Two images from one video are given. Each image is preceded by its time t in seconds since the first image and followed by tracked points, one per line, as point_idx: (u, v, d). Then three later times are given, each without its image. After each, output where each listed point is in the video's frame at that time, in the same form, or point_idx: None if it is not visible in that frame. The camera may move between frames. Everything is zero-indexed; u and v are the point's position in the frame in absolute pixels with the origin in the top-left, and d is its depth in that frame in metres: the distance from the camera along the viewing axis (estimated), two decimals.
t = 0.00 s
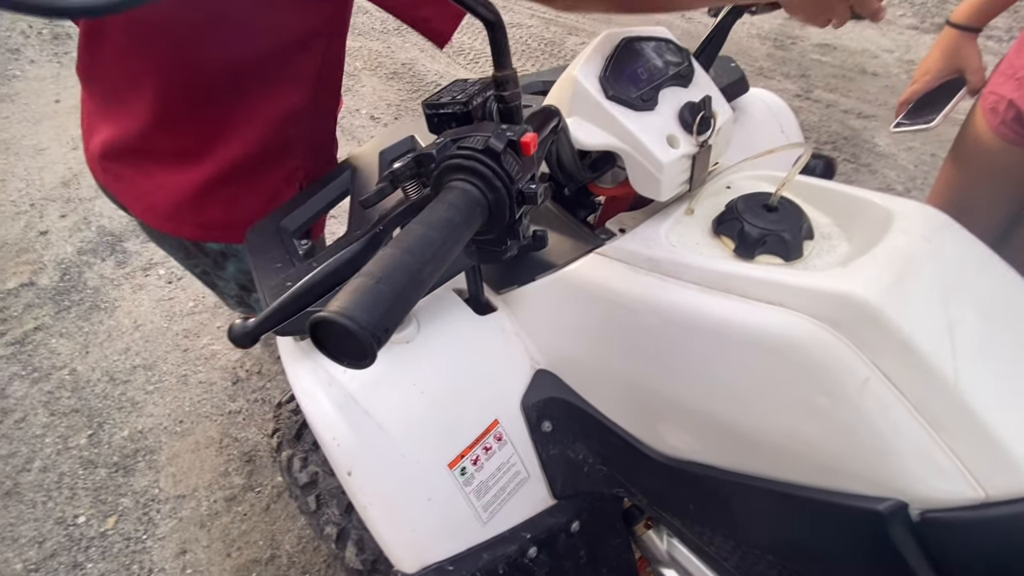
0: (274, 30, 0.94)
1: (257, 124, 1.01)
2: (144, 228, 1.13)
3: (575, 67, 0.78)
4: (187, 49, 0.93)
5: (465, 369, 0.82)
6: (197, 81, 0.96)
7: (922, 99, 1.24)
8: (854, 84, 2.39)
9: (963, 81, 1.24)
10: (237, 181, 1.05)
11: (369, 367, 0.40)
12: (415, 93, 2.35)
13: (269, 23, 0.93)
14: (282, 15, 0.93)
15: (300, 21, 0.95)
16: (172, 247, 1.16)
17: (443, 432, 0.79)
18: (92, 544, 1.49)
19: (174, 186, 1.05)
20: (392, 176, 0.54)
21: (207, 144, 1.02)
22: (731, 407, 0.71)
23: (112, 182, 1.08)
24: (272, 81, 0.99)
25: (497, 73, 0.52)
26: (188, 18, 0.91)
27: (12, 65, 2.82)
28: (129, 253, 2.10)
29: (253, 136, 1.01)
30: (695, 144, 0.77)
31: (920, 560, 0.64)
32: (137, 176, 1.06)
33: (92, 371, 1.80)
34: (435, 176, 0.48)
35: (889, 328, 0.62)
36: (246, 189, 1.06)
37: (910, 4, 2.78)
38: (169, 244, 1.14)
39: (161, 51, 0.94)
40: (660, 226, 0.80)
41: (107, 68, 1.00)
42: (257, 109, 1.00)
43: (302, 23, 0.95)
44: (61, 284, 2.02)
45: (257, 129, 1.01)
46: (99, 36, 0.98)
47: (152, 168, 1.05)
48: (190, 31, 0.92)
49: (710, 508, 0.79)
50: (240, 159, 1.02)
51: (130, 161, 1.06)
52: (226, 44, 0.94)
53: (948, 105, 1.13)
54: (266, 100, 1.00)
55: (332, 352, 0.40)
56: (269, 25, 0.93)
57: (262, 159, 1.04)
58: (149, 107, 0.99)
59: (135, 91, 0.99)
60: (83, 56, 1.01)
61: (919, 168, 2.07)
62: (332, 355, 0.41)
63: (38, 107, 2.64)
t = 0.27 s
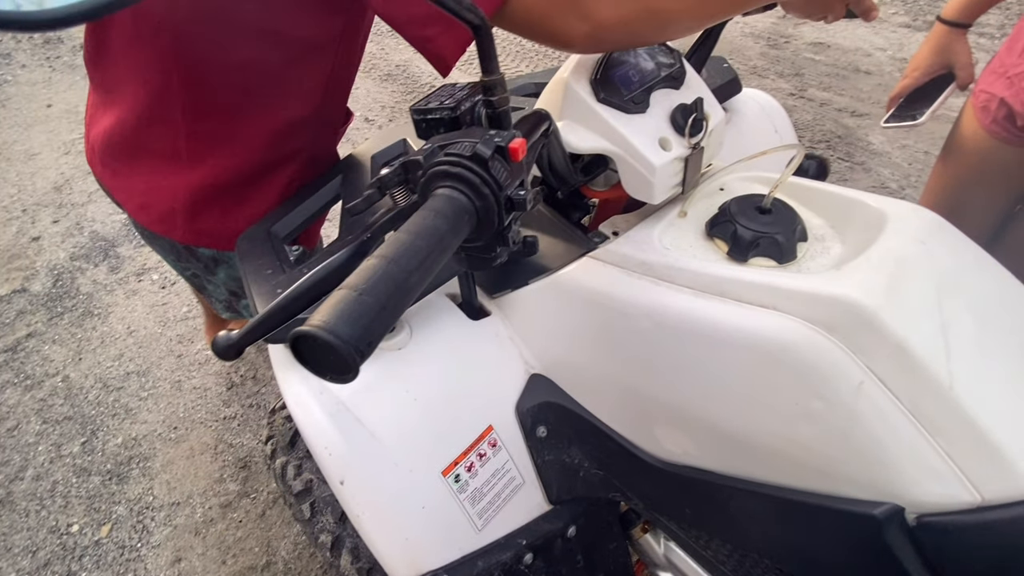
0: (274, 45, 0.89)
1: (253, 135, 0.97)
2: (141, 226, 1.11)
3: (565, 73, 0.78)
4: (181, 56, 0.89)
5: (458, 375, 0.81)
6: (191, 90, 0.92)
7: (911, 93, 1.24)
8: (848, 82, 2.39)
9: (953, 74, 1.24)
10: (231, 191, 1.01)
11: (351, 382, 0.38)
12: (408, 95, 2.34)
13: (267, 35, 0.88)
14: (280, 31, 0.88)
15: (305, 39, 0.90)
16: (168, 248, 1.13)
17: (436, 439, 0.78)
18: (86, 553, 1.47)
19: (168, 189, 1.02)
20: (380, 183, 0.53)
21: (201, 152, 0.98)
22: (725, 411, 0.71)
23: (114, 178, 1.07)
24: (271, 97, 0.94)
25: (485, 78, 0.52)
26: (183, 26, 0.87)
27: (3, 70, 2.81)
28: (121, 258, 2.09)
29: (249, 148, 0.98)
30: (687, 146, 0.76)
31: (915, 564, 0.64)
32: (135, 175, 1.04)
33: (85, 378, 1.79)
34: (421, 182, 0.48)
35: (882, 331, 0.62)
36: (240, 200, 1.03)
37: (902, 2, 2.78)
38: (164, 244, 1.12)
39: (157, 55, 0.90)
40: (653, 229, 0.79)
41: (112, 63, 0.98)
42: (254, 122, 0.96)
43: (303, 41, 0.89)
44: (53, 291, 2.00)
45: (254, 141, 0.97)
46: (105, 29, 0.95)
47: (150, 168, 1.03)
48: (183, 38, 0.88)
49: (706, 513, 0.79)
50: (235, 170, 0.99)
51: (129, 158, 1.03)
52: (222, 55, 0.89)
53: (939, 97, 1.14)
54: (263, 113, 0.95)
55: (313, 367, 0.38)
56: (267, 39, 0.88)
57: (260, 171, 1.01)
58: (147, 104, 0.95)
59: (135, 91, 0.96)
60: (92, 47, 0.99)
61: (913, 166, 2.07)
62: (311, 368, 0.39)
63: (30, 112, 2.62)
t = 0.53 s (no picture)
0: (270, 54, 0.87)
1: (249, 145, 0.95)
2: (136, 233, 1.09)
3: (551, 80, 0.78)
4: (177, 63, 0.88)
5: (447, 383, 0.80)
6: (186, 97, 0.90)
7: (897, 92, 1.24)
8: (839, 80, 2.39)
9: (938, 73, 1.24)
10: (225, 199, 1.00)
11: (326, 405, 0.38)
12: (400, 98, 2.33)
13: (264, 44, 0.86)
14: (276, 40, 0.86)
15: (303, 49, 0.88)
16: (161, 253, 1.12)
17: (426, 448, 0.77)
18: (79, 562, 1.46)
19: (163, 197, 1.00)
20: (361, 196, 0.53)
21: (196, 161, 0.96)
22: (715, 418, 0.70)
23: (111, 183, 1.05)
24: (266, 106, 0.92)
25: (465, 89, 0.52)
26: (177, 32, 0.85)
27: None
28: (113, 264, 2.08)
29: (244, 158, 0.96)
30: (674, 152, 0.76)
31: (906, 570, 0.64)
32: (131, 181, 1.02)
33: (77, 386, 1.78)
34: (402, 196, 0.48)
35: (868, 336, 0.61)
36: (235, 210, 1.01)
37: None
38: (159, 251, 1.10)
39: (152, 61, 0.89)
40: (641, 235, 0.79)
41: (109, 67, 0.96)
42: (250, 131, 0.94)
43: (298, 52, 0.87)
44: (44, 298, 1.99)
45: (250, 151, 0.96)
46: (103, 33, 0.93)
47: (146, 175, 1.01)
48: (178, 44, 0.86)
49: (698, 518, 0.78)
50: (231, 179, 0.97)
51: (126, 164, 1.02)
52: (216, 63, 0.87)
53: (926, 96, 1.14)
54: (258, 122, 0.94)
55: (286, 391, 0.39)
56: (262, 48, 0.86)
57: (255, 179, 0.99)
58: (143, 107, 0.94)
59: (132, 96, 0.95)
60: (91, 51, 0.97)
61: (904, 164, 2.07)
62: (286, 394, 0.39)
63: (19, 117, 2.61)
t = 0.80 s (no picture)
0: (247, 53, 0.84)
1: (232, 144, 0.93)
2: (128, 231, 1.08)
3: (541, 75, 0.77)
4: (152, 67, 0.85)
5: (441, 384, 0.79)
6: (164, 100, 0.88)
7: (892, 87, 1.23)
8: (835, 73, 2.38)
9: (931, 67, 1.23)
10: (214, 200, 0.98)
11: (302, 415, 0.38)
12: (394, 96, 2.32)
13: (239, 44, 0.83)
14: (251, 39, 0.83)
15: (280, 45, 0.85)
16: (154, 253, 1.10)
17: (419, 451, 0.76)
18: (75, 567, 1.45)
19: (150, 197, 0.99)
20: (344, 196, 0.53)
21: (181, 161, 0.94)
22: (711, 417, 0.70)
23: (99, 182, 1.03)
24: (246, 105, 0.90)
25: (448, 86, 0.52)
26: (149, 36, 0.82)
27: None
28: (107, 267, 2.06)
29: (229, 157, 0.94)
30: (666, 147, 0.75)
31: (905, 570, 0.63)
32: (118, 181, 1.01)
33: (72, 390, 1.77)
34: (385, 196, 0.48)
35: (864, 334, 0.60)
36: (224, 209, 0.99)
37: None
38: (151, 249, 1.08)
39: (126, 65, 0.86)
40: (635, 232, 0.78)
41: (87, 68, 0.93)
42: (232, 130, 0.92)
43: (275, 49, 0.84)
44: (38, 302, 1.98)
45: (234, 149, 0.94)
46: (76, 35, 0.90)
47: (132, 175, 0.99)
48: (151, 47, 0.83)
49: (695, 518, 0.77)
50: (217, 178, 0.95)
51: (112, 164, 1.00)
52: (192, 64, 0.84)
53: (919, 91, 1.13)
54: (240, 121, 0.91)
55: (262, 400, 0.38)
56: (238, 48, 0.83)
57: (242, 177, 0.97)
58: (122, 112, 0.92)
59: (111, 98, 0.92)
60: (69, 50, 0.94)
61: (901, 156, 2.06)
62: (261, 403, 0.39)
63: (11, 120, 2.59)
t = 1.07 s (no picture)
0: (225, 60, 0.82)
1: (216, 153, 0.91)
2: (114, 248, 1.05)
3: (525, 79, 0.76)
4: (127, 81, 0.82)
5: (429, 392, 0.79)
6: (142, 114, 0.85)
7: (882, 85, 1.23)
8: (829, 69, 2.37)
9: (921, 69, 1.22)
10: (200, 211, 0.96)
11: (268, 437, 0.38)
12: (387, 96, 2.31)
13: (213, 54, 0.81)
14: (229, 45, 0.81)
15: (258, 49, 0.83)
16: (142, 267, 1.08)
17: (407, 459, 0.76)
18: None
19: (134, 214, 0.96)
20: (321, 207, 0.53)
21: (163, 176, 0.92)
22: (700, 423, 0.69)
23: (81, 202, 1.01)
24: (227, 113, 0.88)
25: (425, 95, 0.52)
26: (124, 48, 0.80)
27: None
28: (100, 272, 2.05)
29: (213, 166, 0.92)
30: (652, 150, 0.74)
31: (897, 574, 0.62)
32: (101, 200, 0.98)
33: (66, 397, 1.76)
34: (361, 207, 0.48)
35: (850, 338, 0.60)
36: (212, 219, 0.97)
37: None
38: (139, 262, 1.06)
39: (102, 80, 0.83)
40: (622, 236, 0.77)
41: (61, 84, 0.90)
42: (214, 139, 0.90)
43: (252, 50, 0.82)
44: (31, 308, 1.97)
45: (218, 159, 0.92)
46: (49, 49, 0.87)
47: (114, 193, 0.96)
48: (126, 60, 0.81)
49: (686, 522, 0.77)
50: (202, 190, 0.93)
51: (92, 183, 0.97)
52: (169, 76, 0.82)
53: (910, 89, 1.12)
54: (223, 130, 0.89)
55: (228, 422, 0.38)
56: (215, 56, 0.81)
57: (226, 185, 0.96)
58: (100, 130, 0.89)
59: (87, 114, 0.90)
60: (42, 66, 0.92)
61: (895, 152, 2.06)
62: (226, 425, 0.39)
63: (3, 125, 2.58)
